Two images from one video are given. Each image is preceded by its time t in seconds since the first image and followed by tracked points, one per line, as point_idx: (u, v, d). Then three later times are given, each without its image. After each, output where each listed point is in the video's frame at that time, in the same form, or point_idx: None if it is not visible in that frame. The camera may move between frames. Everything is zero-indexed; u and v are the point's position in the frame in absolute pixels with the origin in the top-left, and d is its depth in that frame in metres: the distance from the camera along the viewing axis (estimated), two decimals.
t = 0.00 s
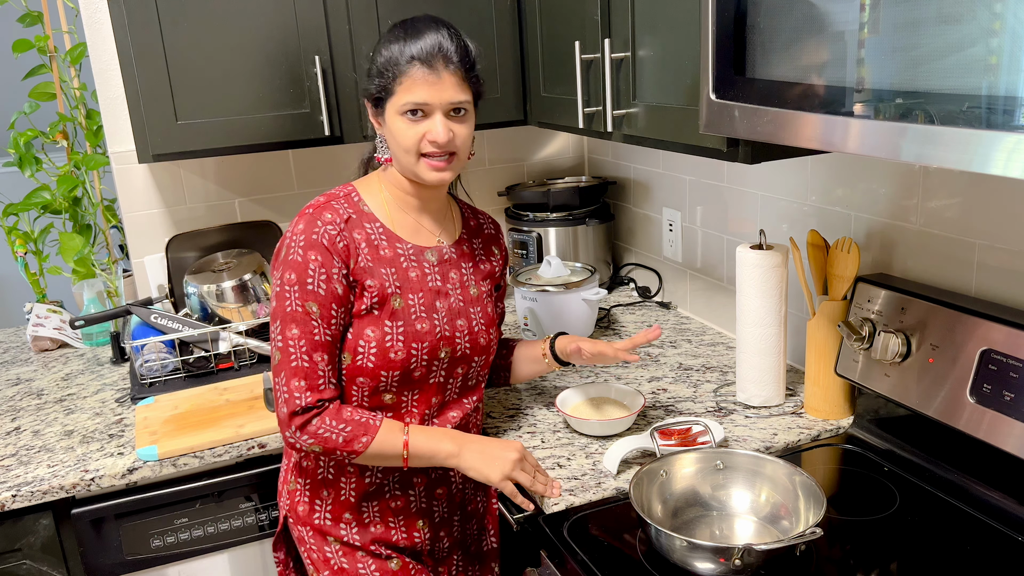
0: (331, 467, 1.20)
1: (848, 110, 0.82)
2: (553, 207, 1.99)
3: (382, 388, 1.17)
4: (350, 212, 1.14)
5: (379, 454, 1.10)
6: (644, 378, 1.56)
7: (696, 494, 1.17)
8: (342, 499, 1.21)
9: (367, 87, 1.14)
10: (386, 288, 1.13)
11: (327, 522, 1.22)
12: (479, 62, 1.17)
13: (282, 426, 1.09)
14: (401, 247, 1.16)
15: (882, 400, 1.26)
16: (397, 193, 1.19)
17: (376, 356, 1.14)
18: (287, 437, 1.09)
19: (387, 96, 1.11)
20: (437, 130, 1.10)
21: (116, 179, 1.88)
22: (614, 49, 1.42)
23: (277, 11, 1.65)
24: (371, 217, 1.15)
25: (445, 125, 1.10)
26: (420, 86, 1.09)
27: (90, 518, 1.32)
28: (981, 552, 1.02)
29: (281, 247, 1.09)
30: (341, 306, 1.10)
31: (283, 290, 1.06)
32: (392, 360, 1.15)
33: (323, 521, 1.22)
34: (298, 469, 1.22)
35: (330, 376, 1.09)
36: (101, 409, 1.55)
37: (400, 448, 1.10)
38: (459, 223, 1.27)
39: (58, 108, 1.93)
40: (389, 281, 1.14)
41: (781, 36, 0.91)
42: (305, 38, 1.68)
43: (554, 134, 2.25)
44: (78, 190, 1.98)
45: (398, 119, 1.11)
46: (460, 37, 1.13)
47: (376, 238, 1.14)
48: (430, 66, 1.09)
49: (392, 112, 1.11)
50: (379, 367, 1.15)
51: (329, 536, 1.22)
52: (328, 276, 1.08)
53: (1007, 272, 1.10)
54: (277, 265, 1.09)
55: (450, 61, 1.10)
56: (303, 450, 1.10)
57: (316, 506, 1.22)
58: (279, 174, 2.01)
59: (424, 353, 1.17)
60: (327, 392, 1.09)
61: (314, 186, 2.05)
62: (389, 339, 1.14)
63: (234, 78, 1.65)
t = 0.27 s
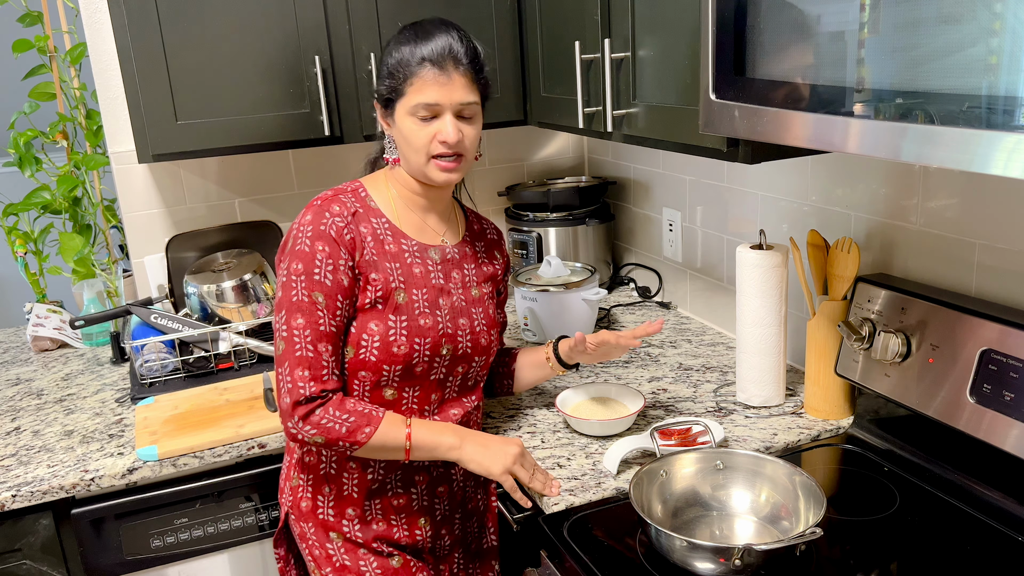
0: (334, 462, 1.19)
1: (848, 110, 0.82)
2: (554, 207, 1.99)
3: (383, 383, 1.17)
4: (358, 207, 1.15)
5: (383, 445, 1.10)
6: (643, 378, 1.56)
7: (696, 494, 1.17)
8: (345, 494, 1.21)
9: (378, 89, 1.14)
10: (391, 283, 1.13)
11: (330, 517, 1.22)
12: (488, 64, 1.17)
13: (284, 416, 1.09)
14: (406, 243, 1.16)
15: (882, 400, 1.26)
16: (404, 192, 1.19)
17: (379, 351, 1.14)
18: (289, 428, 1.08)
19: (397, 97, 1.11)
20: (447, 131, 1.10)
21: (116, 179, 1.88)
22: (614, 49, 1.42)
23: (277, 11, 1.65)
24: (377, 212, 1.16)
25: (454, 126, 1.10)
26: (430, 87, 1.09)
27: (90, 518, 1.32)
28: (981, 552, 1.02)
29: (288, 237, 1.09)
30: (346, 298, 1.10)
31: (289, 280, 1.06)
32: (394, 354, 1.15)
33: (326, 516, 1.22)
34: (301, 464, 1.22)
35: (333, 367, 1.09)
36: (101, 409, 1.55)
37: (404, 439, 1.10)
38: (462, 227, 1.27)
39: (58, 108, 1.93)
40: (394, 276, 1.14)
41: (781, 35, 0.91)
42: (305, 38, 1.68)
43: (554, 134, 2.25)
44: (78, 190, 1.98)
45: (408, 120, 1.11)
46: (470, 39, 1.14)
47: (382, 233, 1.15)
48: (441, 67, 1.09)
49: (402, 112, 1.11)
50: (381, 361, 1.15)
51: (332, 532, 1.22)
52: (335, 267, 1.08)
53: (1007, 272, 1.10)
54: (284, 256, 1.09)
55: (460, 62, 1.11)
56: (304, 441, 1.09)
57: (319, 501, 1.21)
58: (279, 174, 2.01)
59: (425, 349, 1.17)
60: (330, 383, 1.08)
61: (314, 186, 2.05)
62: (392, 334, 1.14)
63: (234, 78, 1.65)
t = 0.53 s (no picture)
0: (336, 457, 1.20)
1: (848, 110, 0.82)
2: (554, 207, 1.99)
3: (385, 379, 1.17)
4: (363, 203, 1.15)
5: (388, 440, 1.09)
6: (643, 378, 1.57)
7: (697, 494, 1.17)
8: (348, 490, 1.21)
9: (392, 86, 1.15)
10: (395, 279, 1.14)
11: (335, 512, 1.22)
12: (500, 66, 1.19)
13: (288, 408, 1.08)
14: (410, 241, 1.16)
15: (882, 400, 1.26)
16: (411, 192, 1.19)
17: (382, 347, 1.14)
18: (292, 420, 1.08)
19: (410, 92, 1.13)
20: (459, 123, 1.10)
21: (116, 179, 1.88)
22: (614, 49, 1.42)
23: (277, 11, 1.65)
24: (383, 210, 1.16)
25: (466, 119, 1.11)
26: (443, 79, 1.10)
27: (90, 518, 1.32)
28: (981, 552, 1.02)
29: (295, 231, 1.10)
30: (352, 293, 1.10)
31: (296, 272, 1.07)
32: (397, 350, 1.15)
33: (331, 511, 1.22)
34: (303, 460, 1.22)
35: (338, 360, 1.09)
36: (101, 409, 1.55)
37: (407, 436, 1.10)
38: (465, 231, 1.28)
39: (58, 108, 1.93)
40: (398, 272, 1.14)
41: (781, 36, 0.91)
42: (306, 38, 1.68)
43: (554, 134, 2.25)
44: (78, 190, 1.98)
45: (421, 114, 1.12)
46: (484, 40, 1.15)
47: (387, 230, 1.15)
48: (454, 62, 1.10)
49: (415, 107, 1.12)
50: (384, 357, 1.15)
51: (336, 527, 1.22)
52: (341, 261, 1.08)
53: (1007, 272, 1.10)
54: (291, 248, 1.09)
55: (473, 60, 1.12)
56: (308, 433, 1.09)
57: (322, 497, 1.22)
58: (279, 174, 2.01)
59: (427, 347, 1.17)
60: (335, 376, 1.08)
61: (314, 186, 2.05)
62: (395, 330, 1.14)
63: (234, 78, 1.66)
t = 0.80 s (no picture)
0: (336, 455, 1.20)
1: (848, 110, 0.82)
2: (554, 207, 1.99)
3: (385, 381, 1.17)
4: (365, 205, 1.15)
5: (386, 442, 1.10)
6: (643, 378, 1.57)
7: (697, 494, 1.16)
8: (347, 488, 1.21)
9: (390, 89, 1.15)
10: (396, 282, 1.14)
11: (334, 510, 1.22)
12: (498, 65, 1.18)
13: (287, 408, 1.09)
14: (411, 244, 1.16)
15: (881, 400, 1.26)
16: (412, 193, 1.19)
17: (382, 349, 1.14)
18: (291, 419, 1.09)
19: (408, 96, 1.13)
20: (457, 127, 1.10)
21: (116, 179, 1.88)
22: (614, 49, 1.42)
23: (277, 10, 1.65)
24: (384, 212, 1.16)
25: (464, 122, 1.10)
26: (441, 83, 1.10)
27: (90, 518, 1.32)
28: (981, 552, 1.02)
29: (296, 232, 1.10)
30: (352, 295, 1.10)
31: (297, 273, 1.07)
32: (396, 352, 1.15)
33: (330, 508, 1.22)
34: (304, 457, 1.22)
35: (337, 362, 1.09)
36: (101, 409, 1.55)
37: (404, 438, 1.11)
38: (468, 232, 1.27)
39: (58, 108, 1.93)
40: (399, 275, 1.14)
41: (781, 37, 0.91)
42: (305, 38, 1.68)
43: (554, 134, 2.25)
44: (78, 190, 1.98)
45: (420, 117, 1.12)
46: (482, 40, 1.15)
47: (388, 233, 1.15)
48: (452, 64, 1.10)
49: (413, 111, 1.12)
50: (384, 359, 1.15)
51: (335, 524, 1.22)
52: (342, 263, 1.08)
53: (1007, 272, 1.10)
54: (292, 249, 1.09)
55: (471, 61, 1.12)
56: (307, 433, 1.09)
57: (322, 494, 1.22)
58: (279, 174, 2.01)
59: (427, 349, 1.17)
60: (334, 377, 1.09)
61: (314, 186, 2.05)
62: (395, 332, 1.14)
63: (234, 78, 1.65)
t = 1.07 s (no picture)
0: (339, 456, 1.20)
1: (848, 110, 0.82)
2: (554, 207, 1.99)
3: (387, 386, 1.18)
4: (362, 214, 1.14)
5: (380, 448, 1.12)
6: (643, 378, 1.56)
7: (697, 494, 1.16)
8: (350, 485, 1.22)
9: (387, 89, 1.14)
10: (394, 290, 1.14)
11: (336, 506, 1.22)
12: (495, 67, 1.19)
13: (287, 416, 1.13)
14: (409, 249, 1.16)
15: (882, 400, 1.26)
16: (408, 195, 1.19)
17: (382, 356, 1.15)
18: (291, 426, 1.13)
19: (406, 97, 1.12)
20: (456, 131, 1.10)
21: (116, 179, 1.88)
22: (614, 49, 1.42)
23: (277, 11, 1.65)
24: (381, 219, 1.15)
25: (463, 126, 1.10)
26: (440, 87, 1.09)
27: (90, 518, 1.32)
28: (981, 552, 1.02)
29: (293, 244, 1.11)
30: (349, 306, 1.11)
31: (293, 286, 1.09)
32: (396, 359, 1.15)
33: (332, 505, 1.22)
34: (306, 456, 1.22)
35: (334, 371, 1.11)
36: (101, 409, 1.55)
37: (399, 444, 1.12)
38: (467, 231, 1.26)
39: (58, 108, 1.93)
40: (397, 283, 1.14)
41: (781, 37, 0.91)
42: (305, 38, 1.68)
43: (554, 134, 2.25)
44: (78, 190, 1.98)
45: (418, 120, 1.11)
46: (480, 42, 1.15)
47: (386, 240, 1.14)
48: (452, 68, 1.10)
49: (411, 113, 1.12)
50: (384, 366, 1.15)
51: (338, 519, 1.23)
52: (337, 276, 1.09)
53: (1007, 272, 1.10)
54: (289, 261, 1.11)
55: (470, 64, 1.12)
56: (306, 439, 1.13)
57: (324, 491, 1.22)
58: (279, 174, 2.01)
59: (427, 354, 1.17)
60: (331, 387, 1.11)
61: (314, 186, 2.05)
62: (395, 340, 1.15)
63: (234, 78, 1.65)
